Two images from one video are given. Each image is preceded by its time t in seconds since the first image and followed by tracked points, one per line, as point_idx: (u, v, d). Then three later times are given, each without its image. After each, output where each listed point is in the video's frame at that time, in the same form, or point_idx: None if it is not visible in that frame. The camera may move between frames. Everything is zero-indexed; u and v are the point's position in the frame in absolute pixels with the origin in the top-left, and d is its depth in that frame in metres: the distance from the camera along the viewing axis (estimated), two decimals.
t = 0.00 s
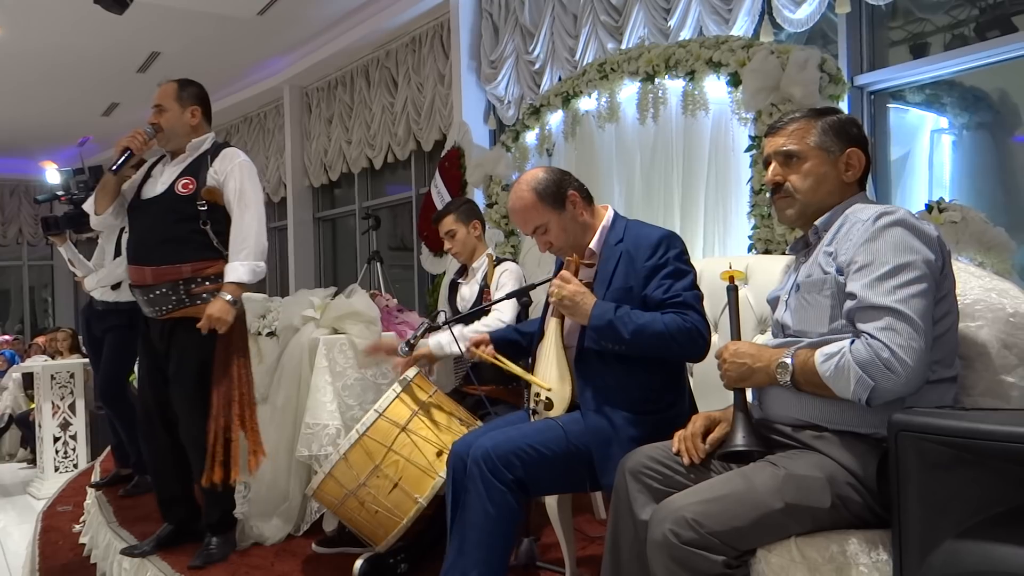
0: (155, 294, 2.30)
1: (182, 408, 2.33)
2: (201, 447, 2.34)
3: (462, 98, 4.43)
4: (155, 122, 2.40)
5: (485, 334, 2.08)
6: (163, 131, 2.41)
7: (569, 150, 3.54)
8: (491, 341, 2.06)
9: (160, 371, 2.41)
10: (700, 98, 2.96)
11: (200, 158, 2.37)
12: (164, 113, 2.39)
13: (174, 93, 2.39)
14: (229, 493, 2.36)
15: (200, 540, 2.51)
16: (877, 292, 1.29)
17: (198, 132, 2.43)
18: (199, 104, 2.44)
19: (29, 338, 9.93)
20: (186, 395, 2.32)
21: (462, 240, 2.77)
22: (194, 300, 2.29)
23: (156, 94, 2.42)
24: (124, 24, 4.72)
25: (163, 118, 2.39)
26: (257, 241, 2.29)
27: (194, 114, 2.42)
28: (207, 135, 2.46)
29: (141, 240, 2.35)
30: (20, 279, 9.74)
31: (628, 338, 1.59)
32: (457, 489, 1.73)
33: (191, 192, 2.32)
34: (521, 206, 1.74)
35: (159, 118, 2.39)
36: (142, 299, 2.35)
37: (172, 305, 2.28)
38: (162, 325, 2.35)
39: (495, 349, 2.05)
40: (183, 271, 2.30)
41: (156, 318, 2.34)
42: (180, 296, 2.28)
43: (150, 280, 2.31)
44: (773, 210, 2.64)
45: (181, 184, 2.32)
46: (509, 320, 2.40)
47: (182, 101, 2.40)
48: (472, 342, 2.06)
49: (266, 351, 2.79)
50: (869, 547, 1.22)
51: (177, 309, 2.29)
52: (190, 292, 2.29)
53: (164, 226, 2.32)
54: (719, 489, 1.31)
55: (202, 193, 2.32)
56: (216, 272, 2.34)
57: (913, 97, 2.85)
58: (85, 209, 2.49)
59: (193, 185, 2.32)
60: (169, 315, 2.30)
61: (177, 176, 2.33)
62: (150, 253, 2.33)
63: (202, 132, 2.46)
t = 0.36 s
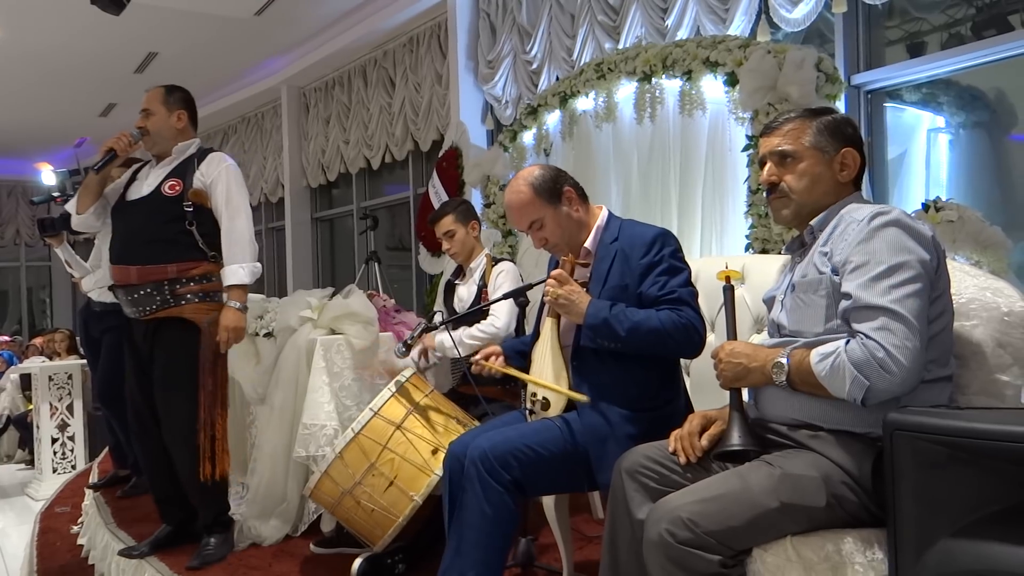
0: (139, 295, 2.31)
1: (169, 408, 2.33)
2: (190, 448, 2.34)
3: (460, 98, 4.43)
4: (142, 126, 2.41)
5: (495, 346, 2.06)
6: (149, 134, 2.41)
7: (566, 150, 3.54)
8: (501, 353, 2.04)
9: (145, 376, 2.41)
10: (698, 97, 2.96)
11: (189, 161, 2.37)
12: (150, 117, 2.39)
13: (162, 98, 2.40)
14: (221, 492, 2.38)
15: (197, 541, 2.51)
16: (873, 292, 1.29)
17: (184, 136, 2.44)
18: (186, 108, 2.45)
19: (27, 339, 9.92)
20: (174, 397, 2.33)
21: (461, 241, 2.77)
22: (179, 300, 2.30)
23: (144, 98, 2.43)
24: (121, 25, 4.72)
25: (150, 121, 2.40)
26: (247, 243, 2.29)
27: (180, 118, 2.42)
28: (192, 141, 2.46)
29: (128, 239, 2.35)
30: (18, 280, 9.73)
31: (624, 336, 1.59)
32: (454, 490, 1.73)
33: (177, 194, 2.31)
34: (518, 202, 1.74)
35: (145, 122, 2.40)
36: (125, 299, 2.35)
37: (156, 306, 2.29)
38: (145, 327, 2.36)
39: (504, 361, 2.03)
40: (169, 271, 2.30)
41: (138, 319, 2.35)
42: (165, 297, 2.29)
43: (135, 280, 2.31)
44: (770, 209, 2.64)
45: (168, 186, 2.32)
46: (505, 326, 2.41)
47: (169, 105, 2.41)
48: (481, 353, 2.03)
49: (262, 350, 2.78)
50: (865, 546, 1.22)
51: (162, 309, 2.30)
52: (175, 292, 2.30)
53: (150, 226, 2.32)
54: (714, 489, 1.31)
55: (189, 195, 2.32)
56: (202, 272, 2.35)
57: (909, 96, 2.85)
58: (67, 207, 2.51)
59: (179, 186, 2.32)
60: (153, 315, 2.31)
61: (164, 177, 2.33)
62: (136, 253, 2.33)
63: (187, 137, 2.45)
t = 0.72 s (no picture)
0: (135, 299, 2.31)
1: (168, 409, 2.33)
2: (186, 448, 2.34)
3: (457, 99, 4.44)
4: (124, 132, 2.37)
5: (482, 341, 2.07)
6: (133, 140, 2.37)
7: (564, 151, 3.55)
8: (488, 347, 2.05)
9: (141, 376, 2.41)
10: (694, 98, 2.96)
11: (177, 166, 2.37)
12: (134, 123, 2.36)
13: (144, 103, 2.37)
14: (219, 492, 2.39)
15: (193, 542, 2.51)
16: (866, 292, 1.30)
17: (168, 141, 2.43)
18: (168, 112, 2.43)
19: (24, 340, 9.90)
20: (174, 398, 2.33)
21: (459, 242, 2.78)
22: (176, 303, 2.32)
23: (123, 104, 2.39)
24: (118, 25, 4.71)
25: (133, 127, 2.36)
26: (239, 243, 2.30)
27: (164, 123, 2.41)
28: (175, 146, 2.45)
29: (120, 243, 2.34)
30: (16, 281, 9.72)
31: (618, 336, 1.59)
32: (450, 491, 1.74)
33: (171, 200, 2.32)
34: (510, 212, 1.74)
35: (128, 128, 2.36)
36: (121, 306, 2.35)
37: (153, 310, 2.31)
38: (140, 330, 2.35)
39: (492, 355, 2.03)
40: (166, 275, 2.32)
41: (133, 323, 2.34)
42: (162, 301, 2.31)
43: (131, 284, 2.31)
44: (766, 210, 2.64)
45: (160, 192, 2.32)
46: (496, 320, 2.41)
47: (153, 110, 2.39)
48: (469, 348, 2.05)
49: (259, 350, 2.78)
50: (859, 546, 1.23)
51: (160, 313, 2.31)
52: (172, 296, 2.32)
53: (143, 232, 2.31)
54: (709, 489, 1.31)
55: (183, 201, 2.33)
56: (197, 277, 2.38)
57: (905, 97, 2.85)
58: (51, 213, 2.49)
59: (172, 192, 2.33)
60: (150, 319, 2.32)
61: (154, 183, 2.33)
62: (129, 258, 2.33)
63: (171, 142, 2.44)
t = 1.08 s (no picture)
0: (136, 305, 2.30)
1: (170, 414, 2.32)
2: (185, 450, 2.33)
3: (454, 102, 4.44)
4: (117, 138, 2.36)
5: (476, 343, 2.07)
6: (126, 147, 2.36)
7: (561, 153, 3.55)
8: (482, 349, 2.04)
9: (139, 378, 2.41)
10: (690, 101, 2.96)
11: (169, 173, 2.37)
12: (127, 130, 2.35)
13: (136, 109, 2.36)
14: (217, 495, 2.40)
15: (191, 546, 2.51)
16: (862, 293, 1.30)
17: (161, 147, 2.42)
18: (159, 117, 2.42)
19: (21, 344, 9.88)
20: (177, 403, 2.32)
21: (463, 246, 2.76)
22: (176, 308, 2.32)
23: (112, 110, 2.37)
24: (115, 28, 4.71)
25: (127, 134, 2.35)
26: (236, 248, 2.33)
27: (157, 129, 2.40)
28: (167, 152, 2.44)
29: (116, 250, 2.33)
30: (12, 284, 9.70)
31: (616, 333, 1.60)
32: (448, 494, 1.74)
33: (168, 207, 2.32)
34: (506, 218, 1.74)
35: (121, 135, 2.34)
36: (122, 312, 2.34)
37: (155, 314, 2.30)
38: (140, 335, 2.35)
39: (486, 356, 2.03)
40: (167, 280, 2.32)
41: (133, 328, 2.34)
42: (163, 305, 2.30)
43: (133, 291, 2.30)
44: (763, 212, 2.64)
45: (157, 200, 2.31)
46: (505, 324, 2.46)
47: (145, 115, 2.37)
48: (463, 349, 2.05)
49: (256, 354, 2.79)
50: (856, 547, 1.23)
51: (160, 317, 2.31)
52: (172, 300, 2.32)
53: (139, 240, 2.31)
54: (706, 491, 1.32)
55: (180, 207, 2.34)
56: (197, 280, 2.38)
57: (901, 99, 2.86)
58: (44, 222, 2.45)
59: (169, 200, 2.32)
60: (151, 324, 2.32)
61: (151, 191, 2.32)
62: (128, 265, 2.32)
63: (162, 147, 2.44)
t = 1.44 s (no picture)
0: (152, 310, 2.30)
1: (182, 411, 2.34)
2: (195, 447, 2.34)
3: (453, 104, 4.44)
4: (115, 144, 2.32)
5: (486, 356, 2.06)
6: (126, 153, 2.32)
7: (560, 155, 3.55)
8: (492, 362, 2.04)
9: (146, 376, 2.40)
10: (689, 103, 2.96)
11: (170, 178, 2.36)
12: (125, 136, 2.30)
13: (133, 115, 2.31)
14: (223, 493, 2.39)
15: (191, 548, 2.50)
16: (862, 292, 1.30)
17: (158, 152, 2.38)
18: (154, 121, 2.39)
19: (18, 346, 9.87)
20: (188, 401, 2.33)
21: (464, 250, 2.76)
22: (191, 310, 2.33)
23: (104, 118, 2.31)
24: (113, 31, 4.71)
25: (126, 140, 2.30)
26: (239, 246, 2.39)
27: (154, 134, 2.36)
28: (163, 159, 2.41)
29: (124, 258, 2.32)
30: (10, 287, 9.70)
31: (616, 337, 1.59)
32: (449, 496, 1.74)
33: (177, 213, 2.33)
34: (506, 217, 1.74)
35: (120, 141, 2.30)
36: (132, 315, 2.32)
37: (172, 318, 2.31)
38: (155, 339, 2.34)
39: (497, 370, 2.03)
40: (182, 284, 2.32)
41: (148, 333, 2.33)
42: (179, 307, 2.31)
43: (150, 296, 2.29)
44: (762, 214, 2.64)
45: (165, 206, 2.32)
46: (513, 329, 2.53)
47: (142, 120, 2.33)
48: (473, 364, 2.03)
49: (255, 357, 2.83)
50: (857, 549, 1.23)
51: (176, 320, 2.32)
52: (187, 303, 2.32)
53: (147, 246, 2.31)
54: (707, 493, 1.31)
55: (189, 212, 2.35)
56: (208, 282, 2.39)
57: (900, 100, 2.86)
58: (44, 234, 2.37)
59: (177, 206, 2.33)
60: (168, 327, 2.32)
61: (157, 199, 2.31)
62: (140, 272, 2.31)
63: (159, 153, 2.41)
